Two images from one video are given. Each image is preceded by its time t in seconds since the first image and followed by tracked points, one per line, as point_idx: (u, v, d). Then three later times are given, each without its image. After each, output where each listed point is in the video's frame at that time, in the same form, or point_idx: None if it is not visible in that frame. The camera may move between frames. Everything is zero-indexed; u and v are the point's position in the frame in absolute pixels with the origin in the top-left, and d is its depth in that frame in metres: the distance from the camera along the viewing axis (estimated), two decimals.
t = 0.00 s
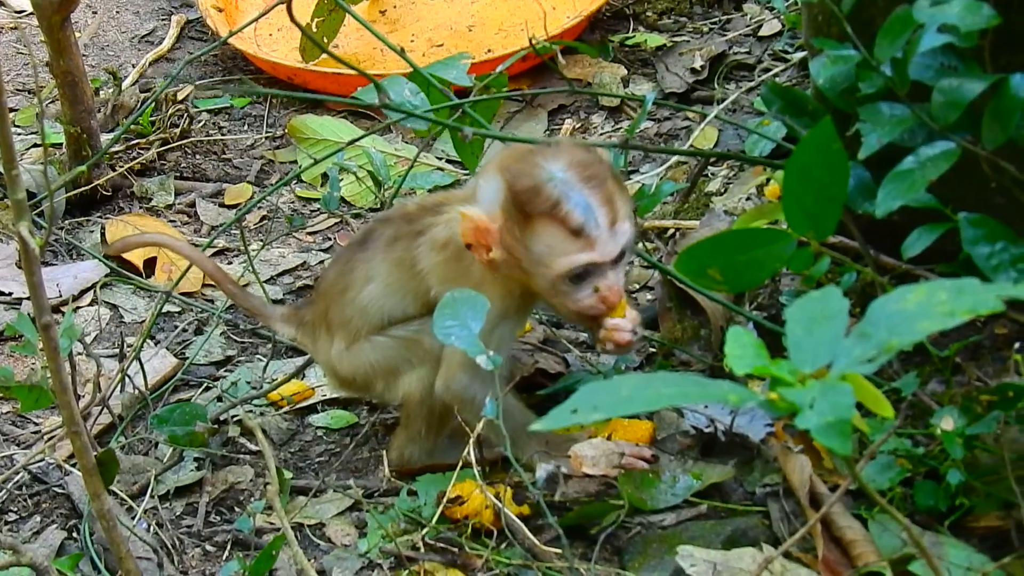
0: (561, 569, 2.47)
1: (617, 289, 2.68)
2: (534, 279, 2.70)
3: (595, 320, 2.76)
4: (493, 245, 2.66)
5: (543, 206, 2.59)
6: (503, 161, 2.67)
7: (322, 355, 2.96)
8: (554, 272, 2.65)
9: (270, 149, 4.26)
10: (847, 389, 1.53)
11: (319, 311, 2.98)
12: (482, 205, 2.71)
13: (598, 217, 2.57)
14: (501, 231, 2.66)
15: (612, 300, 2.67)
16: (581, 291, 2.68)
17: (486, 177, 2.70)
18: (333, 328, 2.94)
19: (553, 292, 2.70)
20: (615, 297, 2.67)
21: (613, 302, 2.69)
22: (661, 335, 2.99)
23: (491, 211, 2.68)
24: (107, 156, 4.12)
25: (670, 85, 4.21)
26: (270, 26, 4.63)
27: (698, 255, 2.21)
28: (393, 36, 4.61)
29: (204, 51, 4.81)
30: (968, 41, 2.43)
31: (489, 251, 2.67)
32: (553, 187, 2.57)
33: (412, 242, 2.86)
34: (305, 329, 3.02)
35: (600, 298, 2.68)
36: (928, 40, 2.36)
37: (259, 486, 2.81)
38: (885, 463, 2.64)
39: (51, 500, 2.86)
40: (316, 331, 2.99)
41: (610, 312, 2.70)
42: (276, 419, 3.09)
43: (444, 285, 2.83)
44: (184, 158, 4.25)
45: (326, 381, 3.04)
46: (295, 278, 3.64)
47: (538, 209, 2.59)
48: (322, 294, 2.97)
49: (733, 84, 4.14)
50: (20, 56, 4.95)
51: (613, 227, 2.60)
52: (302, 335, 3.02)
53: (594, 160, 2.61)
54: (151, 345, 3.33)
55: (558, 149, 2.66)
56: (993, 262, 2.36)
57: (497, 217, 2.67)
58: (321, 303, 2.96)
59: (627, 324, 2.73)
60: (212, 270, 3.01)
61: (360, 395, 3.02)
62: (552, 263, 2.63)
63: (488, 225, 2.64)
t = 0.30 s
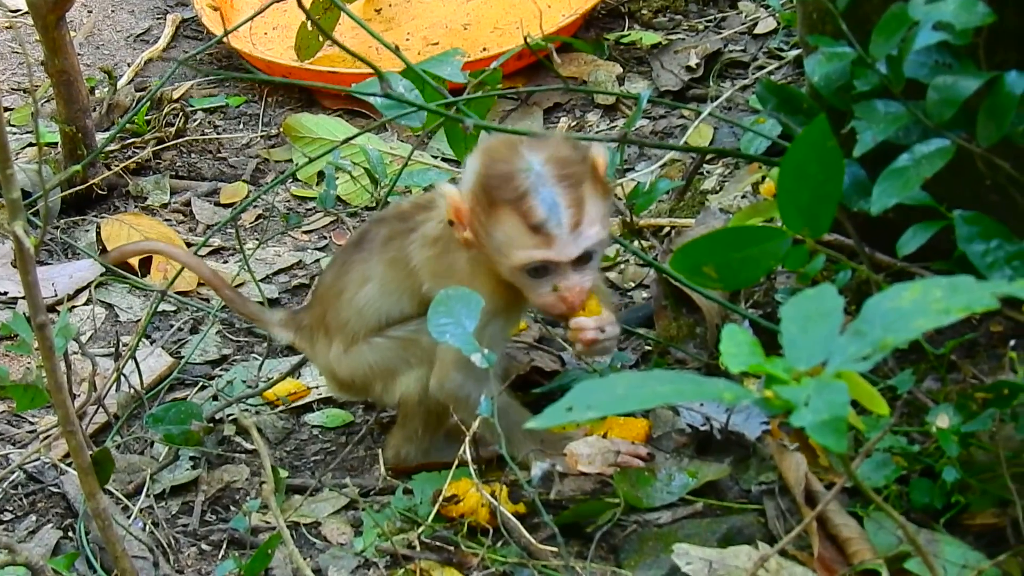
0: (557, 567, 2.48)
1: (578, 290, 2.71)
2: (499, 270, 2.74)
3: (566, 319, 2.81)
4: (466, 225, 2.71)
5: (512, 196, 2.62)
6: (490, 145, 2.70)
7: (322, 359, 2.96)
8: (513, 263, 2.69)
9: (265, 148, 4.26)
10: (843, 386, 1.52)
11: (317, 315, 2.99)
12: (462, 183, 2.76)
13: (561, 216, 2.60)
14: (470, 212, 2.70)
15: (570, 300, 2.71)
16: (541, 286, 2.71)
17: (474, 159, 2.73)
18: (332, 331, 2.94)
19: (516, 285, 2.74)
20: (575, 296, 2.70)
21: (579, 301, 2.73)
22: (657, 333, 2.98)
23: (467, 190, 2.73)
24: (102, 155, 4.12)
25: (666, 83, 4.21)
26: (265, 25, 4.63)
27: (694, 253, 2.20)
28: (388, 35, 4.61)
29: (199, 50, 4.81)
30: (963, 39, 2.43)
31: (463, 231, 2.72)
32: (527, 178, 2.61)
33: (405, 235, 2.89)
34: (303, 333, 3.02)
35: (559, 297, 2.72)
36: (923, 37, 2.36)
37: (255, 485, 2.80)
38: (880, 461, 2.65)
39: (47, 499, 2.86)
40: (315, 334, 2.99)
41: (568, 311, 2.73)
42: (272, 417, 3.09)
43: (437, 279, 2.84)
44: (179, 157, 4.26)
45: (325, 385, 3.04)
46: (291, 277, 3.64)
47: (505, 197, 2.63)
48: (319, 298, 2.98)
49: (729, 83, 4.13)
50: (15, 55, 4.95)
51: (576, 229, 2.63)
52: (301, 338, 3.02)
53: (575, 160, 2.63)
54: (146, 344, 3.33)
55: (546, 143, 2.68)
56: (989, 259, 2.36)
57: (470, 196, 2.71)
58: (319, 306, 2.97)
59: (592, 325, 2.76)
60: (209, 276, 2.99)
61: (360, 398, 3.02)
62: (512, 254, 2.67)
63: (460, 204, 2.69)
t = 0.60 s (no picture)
0: (551, 564, 2.51)
1: (550, 283, 2.72)
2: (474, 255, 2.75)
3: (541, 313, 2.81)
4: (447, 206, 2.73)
5: (490, 183, 2.62)
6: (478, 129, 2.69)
7: (317, 354, 2.97)
8: (485, 249, 2.70)
9: (258, 145, 4.27)
10: (836, 385, 1.53)
11: (313, 310, 2.99)
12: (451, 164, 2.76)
13: (534, 207, 2.61)
14: (450, 193, 2.71)
15: (541, 293, 2.72)
16: (513, 274, 2.73)
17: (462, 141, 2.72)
18: (327, 326, 2.94)
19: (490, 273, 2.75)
20: (544, 290, 2.71)
21: (551, 294, 2.73)
22: (651, 330, 2.96)
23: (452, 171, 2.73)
24: (95, 153, 4.12)
25: (659, 81, 4.22)
26: (258, 23, 4.63)
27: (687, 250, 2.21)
28: (382, 32, 4.61)
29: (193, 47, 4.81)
30: (956, 36, 2.44)
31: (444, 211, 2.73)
32: (507, 166, 2.61)
33: (396, 225, 2.88)
34: (299, 329, 3.04)
35: (530, 289, 2.73)
36: (915, 35, 2.38)
37: (248, 482, 2.80)
38: (873, 458, 2.66)
39: (40, 496, 2.86)
40: (311, 329, 3.00)
41: (538, 302, 2.74)
42: (266, 414, 3.09)
43: (427, 270, 2.83)
44: (173, 155, 4.26)
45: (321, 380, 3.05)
46: (284, 275, 3.64)
47: (482, 181, 2.63)
48: (316, 293, 2.98)
49: (721, 79, 4.16)
50: (8, 53, 4.95)
51: (549, 222, 2.64)
52: (298, 333, 3.03)
53: (556, 152, 2.62)
54: (140, 342, 3.33)
55: (532, 132, 2.67)
56: (982, 257, 2.38)
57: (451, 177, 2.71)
58: (316, 301, 2.98)
59: (567, 321, 2.76)
60: (208, 271, 3.00)
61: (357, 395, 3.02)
62: (484, 239, 2.68)
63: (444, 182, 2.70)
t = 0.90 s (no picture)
0: (544, 562, 2.51)
1: (490, 284, 2.68)
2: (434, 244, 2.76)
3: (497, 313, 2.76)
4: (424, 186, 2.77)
5: (455, 169, 2.64)
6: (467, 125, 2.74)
7: (313, 350, 2.96)
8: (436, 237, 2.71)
9: (252, 145, 4.27)
10: (829, 382, 1.53)
11: (309, 307, 2.99)
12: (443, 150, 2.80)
13: (478, 201, 2.61)
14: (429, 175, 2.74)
15: (479, 288, 2.66)
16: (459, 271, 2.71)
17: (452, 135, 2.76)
18: (324, 321, 2.93)
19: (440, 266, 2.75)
20: (482, 288, 2.67)
21: (498, 297, 2.70)
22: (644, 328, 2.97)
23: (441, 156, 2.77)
24: (89, 151, 4.12)
25: (652, 79, 4.22)
26: (252, 22, 4.63)
27: (681, 249, 2.23)
28: (376, 31, 4.61)
29: (186, 46, 4.81)
30: (949, 35, 2.45)
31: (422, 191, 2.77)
32: (474, 155, 2.64)
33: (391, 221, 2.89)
34: (295, 326, 3.03)
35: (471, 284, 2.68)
36: (909, 33, 2.38)
37: (242, 481, 2.80)
38: (867, 457, 2.67)
39: (34, 495, 2.86)
40: (307, 328, 2.99)
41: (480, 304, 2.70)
42: (259, 413, 3.09)
43: (414, 261, 2.81)
44: (167, 154, 4.26)
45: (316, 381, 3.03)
46: (278, 274, 3.64)
47: (448, 166, 2.66)
48: (314, 289, 2.97)
49: (714, 78, 4.17)
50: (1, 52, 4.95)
51: (490, 220, 2.62)
52: (293, 332, 3.03)
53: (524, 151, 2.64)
54: (133, 341, 3.32)
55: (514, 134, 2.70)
56: (975, 255, 2.38)
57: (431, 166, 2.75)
58: (314, 297, 2.96)
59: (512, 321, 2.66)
60: (205, 270, 3.01)
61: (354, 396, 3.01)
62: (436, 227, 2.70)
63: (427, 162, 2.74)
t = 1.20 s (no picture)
0: (532, 561, 2.52)
1: (438, 270, 2.75)
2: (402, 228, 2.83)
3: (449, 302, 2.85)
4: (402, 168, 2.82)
5: (421, 153, 2.70)
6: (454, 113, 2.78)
7: (303, 337, 2.98)
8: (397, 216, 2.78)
9: (239, 144, 4.28)
10: (815, 380, 1.54)
11: (304, 293, 3.02)
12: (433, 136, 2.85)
13: (431, 186, 2.66)
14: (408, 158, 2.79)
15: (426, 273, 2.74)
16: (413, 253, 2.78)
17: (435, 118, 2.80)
18: (315, 308, 2.95)
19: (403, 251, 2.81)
20: (429, 274, 2.74)
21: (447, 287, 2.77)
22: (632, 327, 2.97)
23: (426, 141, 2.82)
24: (76, 151, 4.12)
25: (640, 79, 4.22)
26: (238, 22, 4.62)
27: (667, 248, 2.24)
28: (363, 32, 4.61)
29: (173, 46, 4.80)
30: (935, 34, 2.46)
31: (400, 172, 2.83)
32: (442, 141, 2.69)
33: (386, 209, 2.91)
34: (289, 313, 3.06)
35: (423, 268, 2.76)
36: (896, 32, 2.39)
37: (229, 480, 2.80)
38: (854, 455, 2.68)
39: (21, 494, 2.86)
40: (299, 312, 3.02)
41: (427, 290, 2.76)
42: (247, 413, 3.09)
43: (400, 254, 2.83)
44: (155, 154, 4.26)
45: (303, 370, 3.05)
46: (266, 274, 3.63)
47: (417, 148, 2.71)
48: (311, 275, 3.00)
49: (701, 78, 4.18)
50: None
51: (440, 206, 2.68)
52: (286, 316, 3.06)
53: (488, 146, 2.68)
54: (120, 340, 3.32)
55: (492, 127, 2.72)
56: (961, 254, 2.39)
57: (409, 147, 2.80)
58: (309, 284, 2.99)
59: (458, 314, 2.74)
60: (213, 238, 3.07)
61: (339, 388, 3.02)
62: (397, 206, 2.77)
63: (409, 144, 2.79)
